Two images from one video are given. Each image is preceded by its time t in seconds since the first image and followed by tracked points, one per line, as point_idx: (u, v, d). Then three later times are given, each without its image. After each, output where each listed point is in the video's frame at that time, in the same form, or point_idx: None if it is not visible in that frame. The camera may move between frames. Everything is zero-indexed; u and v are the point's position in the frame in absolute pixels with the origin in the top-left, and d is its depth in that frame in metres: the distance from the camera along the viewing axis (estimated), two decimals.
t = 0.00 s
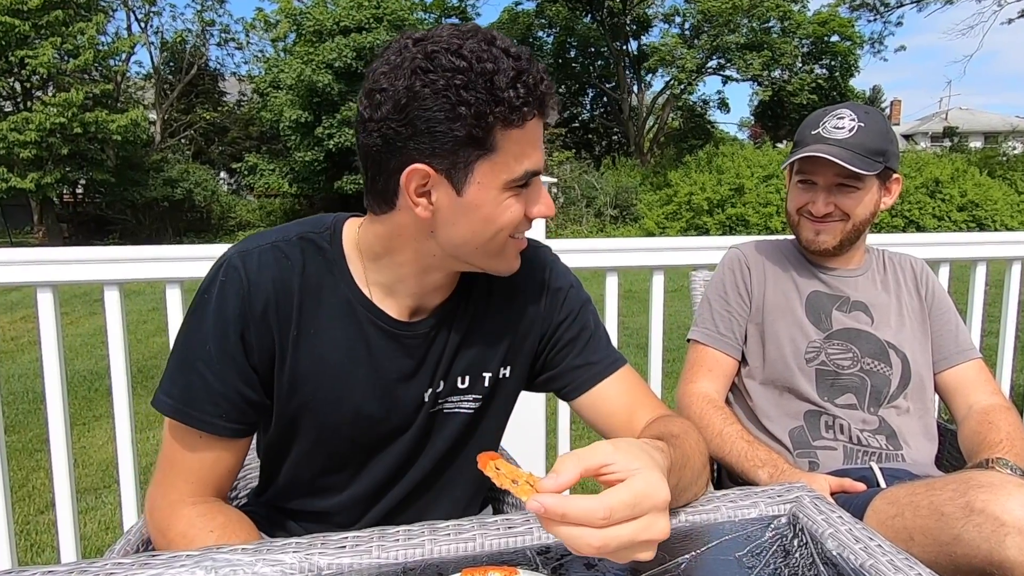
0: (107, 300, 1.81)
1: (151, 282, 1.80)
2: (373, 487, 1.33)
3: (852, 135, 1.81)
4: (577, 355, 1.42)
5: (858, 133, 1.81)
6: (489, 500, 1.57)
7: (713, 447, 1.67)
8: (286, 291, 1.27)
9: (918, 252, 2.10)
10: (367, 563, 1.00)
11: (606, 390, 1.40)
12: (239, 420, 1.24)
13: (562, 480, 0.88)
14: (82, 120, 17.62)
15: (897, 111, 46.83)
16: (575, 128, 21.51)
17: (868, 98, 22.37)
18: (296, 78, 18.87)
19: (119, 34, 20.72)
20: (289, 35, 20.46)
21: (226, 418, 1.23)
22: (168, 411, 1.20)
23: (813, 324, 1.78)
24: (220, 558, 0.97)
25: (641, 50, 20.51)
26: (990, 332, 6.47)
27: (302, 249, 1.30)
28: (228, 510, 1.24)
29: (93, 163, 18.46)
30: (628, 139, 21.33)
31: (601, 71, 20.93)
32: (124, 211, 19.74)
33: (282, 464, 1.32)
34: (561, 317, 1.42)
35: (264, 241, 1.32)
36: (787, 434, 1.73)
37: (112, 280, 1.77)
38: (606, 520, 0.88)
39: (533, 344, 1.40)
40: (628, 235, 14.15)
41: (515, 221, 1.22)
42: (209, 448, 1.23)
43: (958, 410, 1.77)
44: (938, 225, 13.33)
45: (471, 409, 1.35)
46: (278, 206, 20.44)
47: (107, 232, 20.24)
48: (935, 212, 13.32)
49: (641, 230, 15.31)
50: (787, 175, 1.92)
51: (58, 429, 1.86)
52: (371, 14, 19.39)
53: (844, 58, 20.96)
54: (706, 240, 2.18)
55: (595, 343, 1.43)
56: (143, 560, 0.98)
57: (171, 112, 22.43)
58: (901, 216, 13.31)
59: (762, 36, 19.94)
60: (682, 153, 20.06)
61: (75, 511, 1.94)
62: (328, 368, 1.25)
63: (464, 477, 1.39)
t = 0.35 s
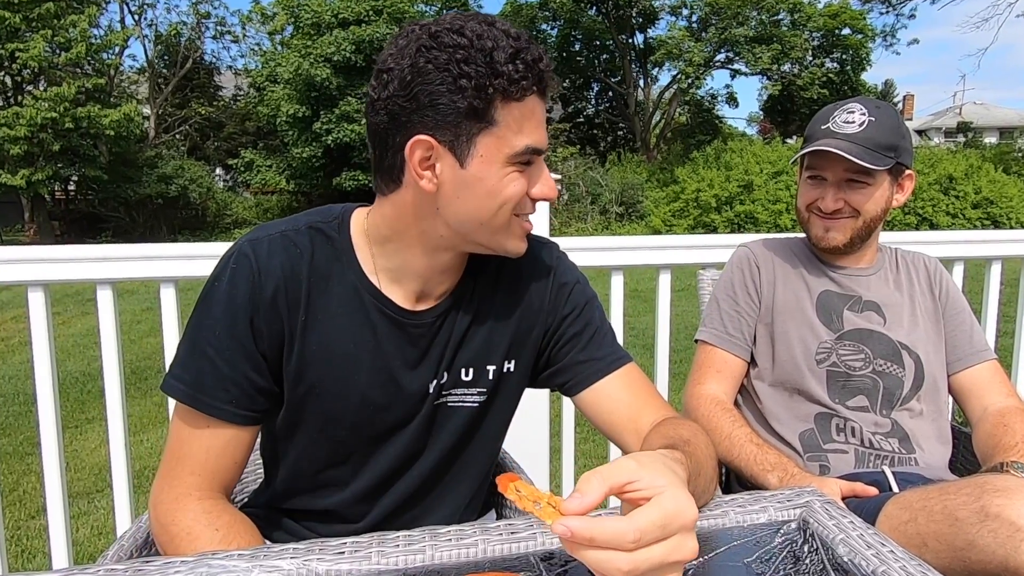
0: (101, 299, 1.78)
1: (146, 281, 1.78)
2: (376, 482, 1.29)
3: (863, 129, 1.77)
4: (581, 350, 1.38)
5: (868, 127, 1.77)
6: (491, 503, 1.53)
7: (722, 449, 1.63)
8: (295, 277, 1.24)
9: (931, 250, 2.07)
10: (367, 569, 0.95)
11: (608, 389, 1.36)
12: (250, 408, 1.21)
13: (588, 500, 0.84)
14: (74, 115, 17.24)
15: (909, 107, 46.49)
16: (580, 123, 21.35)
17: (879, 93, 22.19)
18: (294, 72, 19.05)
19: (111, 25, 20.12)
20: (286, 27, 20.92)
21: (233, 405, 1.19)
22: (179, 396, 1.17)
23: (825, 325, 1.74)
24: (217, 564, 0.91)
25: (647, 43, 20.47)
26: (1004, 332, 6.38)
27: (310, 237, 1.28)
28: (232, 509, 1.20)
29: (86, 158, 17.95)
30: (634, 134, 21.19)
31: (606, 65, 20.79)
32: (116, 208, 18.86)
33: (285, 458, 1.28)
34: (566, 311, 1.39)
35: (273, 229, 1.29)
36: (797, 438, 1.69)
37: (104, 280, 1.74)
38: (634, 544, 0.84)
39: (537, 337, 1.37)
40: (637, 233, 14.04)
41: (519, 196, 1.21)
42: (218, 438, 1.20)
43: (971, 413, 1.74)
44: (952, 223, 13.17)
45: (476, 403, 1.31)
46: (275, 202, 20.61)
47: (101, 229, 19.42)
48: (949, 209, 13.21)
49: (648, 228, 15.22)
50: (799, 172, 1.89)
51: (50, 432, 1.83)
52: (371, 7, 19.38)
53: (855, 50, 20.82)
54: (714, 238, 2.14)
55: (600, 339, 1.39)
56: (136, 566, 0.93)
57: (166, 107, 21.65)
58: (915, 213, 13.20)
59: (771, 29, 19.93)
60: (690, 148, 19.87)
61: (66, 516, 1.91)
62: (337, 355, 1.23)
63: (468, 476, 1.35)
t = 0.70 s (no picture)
0: (92, 299, 1.76)
1: (138, 281, 1.75)
2: (374, 484, 1.25)
3: (873, 124, 1.73)
4: (584, 349, 1.35)
5: (879, 121, 1.73)
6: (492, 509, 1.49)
7: (731, 452, 1.59)
8: (284, 269, 1.21)
9: (946, 249, 2.03)
10: None
11: (611, 389, 1.33)
12: (245, 403, 1.18)
13: (599, 510, 0.80)
14: (66, 109, 16.69)
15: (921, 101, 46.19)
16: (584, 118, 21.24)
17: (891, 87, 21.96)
18: (292, 66, 18.98)
19: (104, 17, 19.42)
20: (283, 19, 20.75)
21: (230, 401, 1.17)
22: (169, 391, 1.14)
23: (835, 324, 1.70)
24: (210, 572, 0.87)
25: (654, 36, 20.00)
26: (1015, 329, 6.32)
27: (301, 230, 1.26)
28: (231, 513, 1.16)
29: (78, 154, 17.42)
30: (640, 129, 21.00)
31: (612, 58, 20.51)
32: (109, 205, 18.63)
33: (279, 460, 1.25)
34: (567, 310, 1.35)
35: (263, 223, 1.27)
36: (807, 440, 1.66)
37: (95, 279, 1.71)
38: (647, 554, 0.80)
39: (538, 334, 1.33)
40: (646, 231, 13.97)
41: (445, 178, 1.13)
42: (214, 435, 1.17)
43: (986, 415, 1.70)
44: (966, 220, 13.11)
45: (474, 401, 1.28)
46: (271, 199, 20.56)
47: (94, 227, 18.95)
48: (964, 206, 13.16)
49: (655, 226, 15.15)
50: (809, 169, 1.86)
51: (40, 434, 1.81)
52: None
53: (867, 43, 20.41)
54: (720, 236, 2.10)
55: (604, 337, 1.36)
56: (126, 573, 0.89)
57: (159, 101, 21.25)
58: (929, 210, 13.13)
59: (781, 22, 19.43)
60: (698, 144, 19.68)
61: (58, 521, 1.88)
62: (329, 351, 1.20)
63: (468, 477, 1.31)
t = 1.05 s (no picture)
0: (85, 298, 1.73)
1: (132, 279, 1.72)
2: (372, 493, 1.22)
3: (887, 120, 1.70)
4: (590, 353, 1.31)
5: (893, 117, 1.70)
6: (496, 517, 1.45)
7: (740, 456, 1.56)
8: (278, 274, 1.18)
9: (960, 247, 1.99)
10: None
11: (620, 393, 1.30)
12: (236, 413, 1.15)
13: (607, 532, 0.79)
14: (57, 104, 16.53)
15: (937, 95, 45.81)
16: (590, 112, 21.15)
17: (905, 82, 21.74)
18: (289, 60, 18.96)
19: (96, 10, 19.05)
20: (280, 11, 20.79)
21: (222, 411, 1.13)
22: (161, 401, 1.11)
23: (847, 325, 1.67)
24: None
25: (660, 28, 19.92)
26: None
27: (296, 234, 1.22)
28: (225, 520, 1.14)
29: (69, 150, 17.26)
30: (646, 124, 20.83)
31: (617, 51, 20.39)
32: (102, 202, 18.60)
33: (275, 469, 1.22)
34: (572, 312, 1.32)
35: (257, 226, 1.23)
36: (818, 444, 1.62)
37: (88, 278, 1.68)
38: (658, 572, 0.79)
39: (541, 340, 1.30)
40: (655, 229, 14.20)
41: (398, 196, 1.12)
42: (206, 445, 1.13)
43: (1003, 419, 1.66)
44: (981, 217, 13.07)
45: (476, 409, 1.25)
46: (268, 195, 20.53)
47: (85, 225, 18.69)
48: (979, 203, 13.14)
49: (663, 223, 15.13)
50: (821, 167, 1.82)
51: (32, 437, 1.78)
52: None
53: (880, 36, 20.09)
54: (728, 234, 2.07)
55: (610, 340, 1.32)
56: None
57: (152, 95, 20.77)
58: (943, 207, 13.07)
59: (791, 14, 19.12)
60: (705, 139, 19.55)
61: (50, 528, 1.85)
62: (323, 359, 1.17)
63: (469, 486, 1.28)
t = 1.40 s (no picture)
0: (77, 297, 1.70)
1: (123, 278, 1.69)
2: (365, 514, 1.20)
3: (901, 112, 1.66)
4: (600, 370, 1.28)
5: (906, 109, 1.67)
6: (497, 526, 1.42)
7: (749, 462, 1.52)
8: (259, 294, 1.13)
9: (975, 245, 1.96)
10: None
11: (633, 407, 1.26)
12: (212, 435, 1.11)
13: (569, 494, 0.80)
14: (47, 98, 16.51)
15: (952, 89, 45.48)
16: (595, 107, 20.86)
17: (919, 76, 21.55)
18: (285, 52, 18.80)
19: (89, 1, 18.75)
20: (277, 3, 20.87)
21: (198, 435, 1.10)
22: (133, 427, 1.07)
23: (858, 325, 1.63)
24: None
25: (667, 20, 19.83)
26: None
27: (278, 250, 1.17)
28: (211, 531, 1.11)
29: (60, 145, 17.27)
30: (653, 119, 20.69)
31: (623, 44, 20.23)
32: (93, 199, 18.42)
33: (262, 488, 1.19)
34: (579, 325, 1.28)
35: (237, 240, 1.18)
36: (830, 447, 1.58)
37: (80, 276, 1.65)
38: (616, 541, 0.80)
39: (544, 359, 1.27)
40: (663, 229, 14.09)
41: (387, 224, 1.04)
42: (183, 471, 1.10)
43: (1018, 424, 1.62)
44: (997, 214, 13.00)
45: (475, 429, 1.23)
46: (264, 193, 20.29)
47: (75, 222, 18.75)
48: (995, 200, 13.09)
49: (670, 220, 15.11)
50: (833, 161, 1.79)
51: (21, 441, 1.76)
52: None
53: (892, 28, 19.91)
54: (736, 232, 2.03)
55: (618, 355, 1.28)
56: None
57: (146, 89, 20.63)
58: (958, 204, 13.00)
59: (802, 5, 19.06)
60: (713, 135, 19.45)
61: (40, 534, 1.83)
62: (309, 380, 1.13)
63: (465, 506, 1.26)
